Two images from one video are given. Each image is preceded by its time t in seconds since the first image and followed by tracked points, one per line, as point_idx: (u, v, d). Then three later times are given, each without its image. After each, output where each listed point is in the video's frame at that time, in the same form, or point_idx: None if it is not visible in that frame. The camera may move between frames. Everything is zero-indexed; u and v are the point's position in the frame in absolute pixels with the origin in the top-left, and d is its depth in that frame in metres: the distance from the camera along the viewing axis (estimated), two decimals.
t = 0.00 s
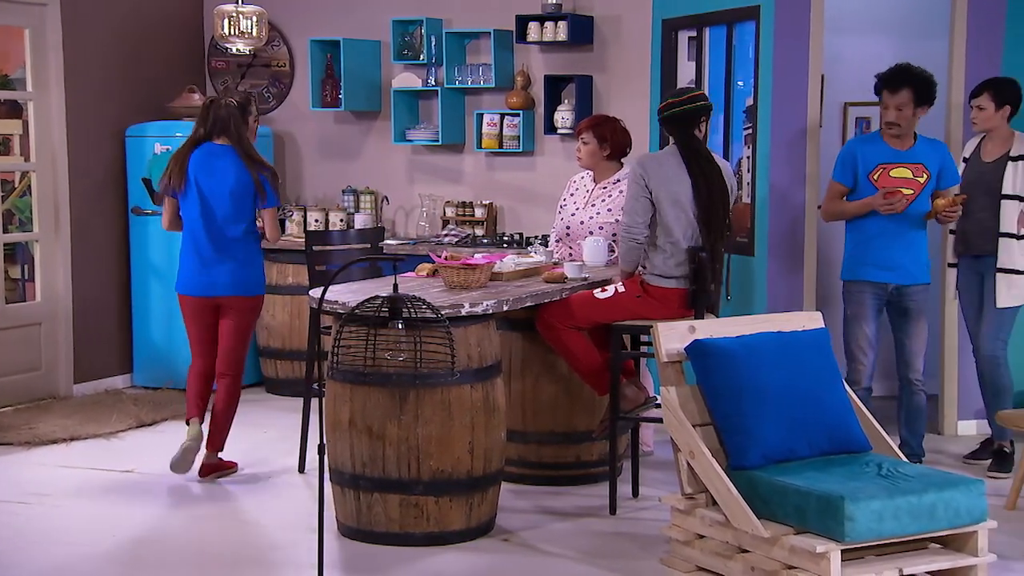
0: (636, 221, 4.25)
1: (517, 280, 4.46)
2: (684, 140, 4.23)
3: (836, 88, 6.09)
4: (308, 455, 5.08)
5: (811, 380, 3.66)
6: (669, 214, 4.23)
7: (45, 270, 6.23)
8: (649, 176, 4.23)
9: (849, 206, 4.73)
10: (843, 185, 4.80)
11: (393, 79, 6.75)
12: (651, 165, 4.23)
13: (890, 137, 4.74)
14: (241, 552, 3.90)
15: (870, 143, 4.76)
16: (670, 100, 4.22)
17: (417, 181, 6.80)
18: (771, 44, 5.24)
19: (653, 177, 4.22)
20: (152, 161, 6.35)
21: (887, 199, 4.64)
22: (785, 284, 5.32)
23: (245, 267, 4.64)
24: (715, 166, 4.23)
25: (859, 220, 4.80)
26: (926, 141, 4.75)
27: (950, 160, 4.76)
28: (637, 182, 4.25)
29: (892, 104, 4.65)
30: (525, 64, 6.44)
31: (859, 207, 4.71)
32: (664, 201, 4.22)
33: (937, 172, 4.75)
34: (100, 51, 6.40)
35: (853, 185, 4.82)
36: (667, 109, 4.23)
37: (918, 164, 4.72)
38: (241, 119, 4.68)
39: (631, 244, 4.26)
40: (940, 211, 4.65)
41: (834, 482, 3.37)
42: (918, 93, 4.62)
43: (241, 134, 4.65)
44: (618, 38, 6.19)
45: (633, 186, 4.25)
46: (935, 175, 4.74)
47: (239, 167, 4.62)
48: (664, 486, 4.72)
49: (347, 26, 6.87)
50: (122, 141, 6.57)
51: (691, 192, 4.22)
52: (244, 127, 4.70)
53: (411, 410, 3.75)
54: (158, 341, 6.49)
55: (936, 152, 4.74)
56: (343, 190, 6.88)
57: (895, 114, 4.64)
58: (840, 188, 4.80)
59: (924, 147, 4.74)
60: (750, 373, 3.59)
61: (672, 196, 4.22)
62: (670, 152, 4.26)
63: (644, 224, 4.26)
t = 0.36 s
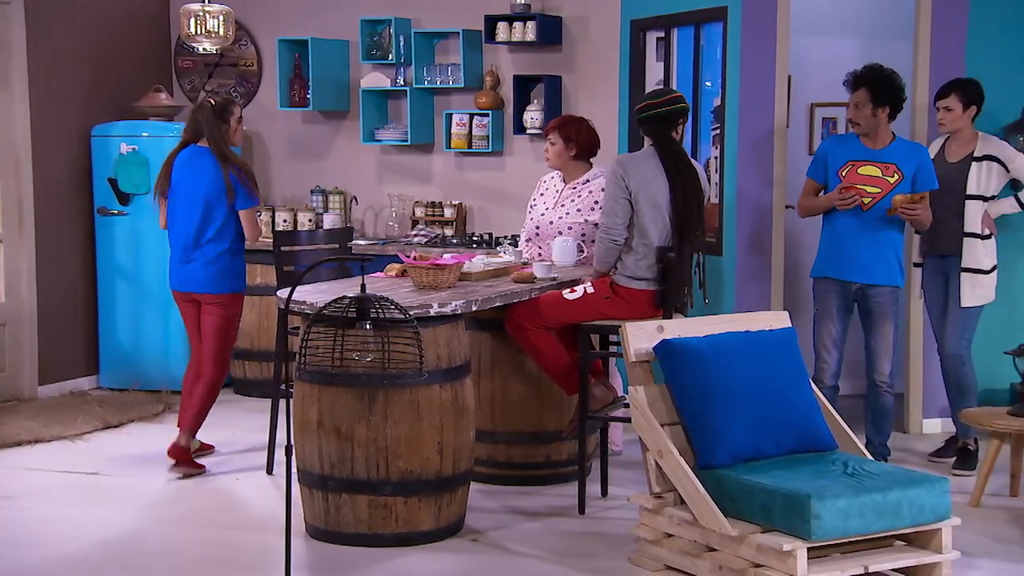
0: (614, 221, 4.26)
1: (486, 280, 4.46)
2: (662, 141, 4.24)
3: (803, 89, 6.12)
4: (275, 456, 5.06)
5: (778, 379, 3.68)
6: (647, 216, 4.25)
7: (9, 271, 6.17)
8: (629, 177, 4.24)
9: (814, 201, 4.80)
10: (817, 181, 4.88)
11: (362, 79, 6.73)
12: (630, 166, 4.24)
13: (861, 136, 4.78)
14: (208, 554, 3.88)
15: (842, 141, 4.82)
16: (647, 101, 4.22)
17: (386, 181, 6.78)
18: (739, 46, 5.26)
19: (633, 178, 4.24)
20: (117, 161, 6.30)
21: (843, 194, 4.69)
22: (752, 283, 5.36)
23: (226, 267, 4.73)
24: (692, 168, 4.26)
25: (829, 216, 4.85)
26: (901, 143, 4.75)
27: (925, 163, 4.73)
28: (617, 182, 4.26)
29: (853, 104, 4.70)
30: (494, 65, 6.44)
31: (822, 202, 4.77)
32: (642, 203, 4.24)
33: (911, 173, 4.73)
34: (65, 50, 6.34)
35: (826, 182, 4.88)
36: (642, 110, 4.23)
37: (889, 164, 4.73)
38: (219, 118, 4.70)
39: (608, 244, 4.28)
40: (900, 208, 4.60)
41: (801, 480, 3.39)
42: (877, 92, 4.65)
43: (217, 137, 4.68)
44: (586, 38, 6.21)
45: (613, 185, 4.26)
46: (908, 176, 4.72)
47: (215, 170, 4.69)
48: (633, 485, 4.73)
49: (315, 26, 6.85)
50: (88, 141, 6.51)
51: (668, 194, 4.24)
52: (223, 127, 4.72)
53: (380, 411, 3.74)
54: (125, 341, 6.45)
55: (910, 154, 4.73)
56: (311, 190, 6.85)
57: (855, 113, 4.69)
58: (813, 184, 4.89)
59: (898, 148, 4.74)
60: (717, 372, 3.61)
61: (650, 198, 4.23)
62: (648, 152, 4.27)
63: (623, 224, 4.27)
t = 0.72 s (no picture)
0: (586, 221, 4.26)
1: (457, 280, 4.46)
2: (634, 143, 4.26)
3: (771, 90, 6.16)
4: (244, 458, 5.04)
5: (747, 378, 3.70)
6: (619, 217, 4.24)
7: None
8: (601, 178, 4.24)
9: (807, 211, 4.62)
10: (800, 190, 4.68)
11: (332, 79, 6.71)
12: (602, 167, 4.25)
13: (850, 145, 4.59)
14: (177, 557, 3.85)
15: (829, 149, 4.62)
16: (620, 103, 4.23)
17: (357, 181, 6.76)
18: (708, 47, 5.29)
19: (605, 179, 4.24)
20: (84, 161, 6.25)
21: (843, 210, 4.52)
22: (722, 283, 5.39)
23: (225, 260, 4.99)
24: (664, 170, 4.27)
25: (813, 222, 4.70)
26: (882, 146, 4.62)
27: (903, 161, 4.66)
28: (589, 184, 4.25)
29: (863, 115, 4.48)
30: (464, 65, 6.43)
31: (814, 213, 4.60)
32: (615, 204, 4.24)
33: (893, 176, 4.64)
34: (31, 48, 6.29)
35: (810, 189, 4.69)
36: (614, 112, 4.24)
37: (876, 170, 4.59)
38: (213, 119, 4.92)
39: (579, 245, 4.28)
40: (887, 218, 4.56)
41: (770, 480, 3.40)
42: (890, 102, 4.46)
43: (208, 137, 4.92)
44: (556, 39, 6.21)
45: (585, 186, 4.25)
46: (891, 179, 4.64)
47: (205, 167, 4.95)
48: (603, 485, 4.74)
49: (285, 25, 6.82)
50: (54, 140, 6.46)
51: (639, 196, 4.24)
52: (217, 126, 4.93)
53: (350, 412, 3.73)
54: (92, 343, 6.40)
55: (892, 156, 4.63)
56: (281, 190, 6.82)
57: (865, 124, 4.48)
58: (796, 192, 4.68)
59: (881, 151, 4.61)
60: (687, 371, 3.62)
61: (623, 198, 4.23)
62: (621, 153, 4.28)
63: (595, 226, 4.27)
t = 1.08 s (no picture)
0: (561, 224, 4.25)
1: (427, 280, 4.45)
2: (605, 143, 4.26)
3: (741, 90, 6.19)
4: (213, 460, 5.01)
5: (717, 378, 3.72)
6: (593, 217, 4.25)
7: None
8: (576, 179, 4.23)
9: (797, 226, 4.38)
10: (780, 206, 4.44)
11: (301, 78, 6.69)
12: (575, 168, 4.24)
13: (830, 158, 4.39)
14: (144, 560, 3.83)
15: (811, 162, 4.39)
16: (588, 104, 4.22)
17: (327, 181, 6.74)
18: (678, 47, 5.31)
19: (580, 179, 4.23)
20: (51, 162, 6.19)
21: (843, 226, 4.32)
22: (692, 282, 5.42)
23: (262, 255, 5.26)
24: (635, 171, 4.28)
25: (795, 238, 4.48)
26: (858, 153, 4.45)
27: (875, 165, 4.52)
28: (565, 186, 4.24)
29: (851, 127, 4.27)
30: (434, 65, 6.43)
31: (806, 227, 4.36)
32: (590, 204, 4.24)
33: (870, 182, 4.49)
34: None
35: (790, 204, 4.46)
36: (581, 113, 4.24)
37: (857, 180, 4.42)
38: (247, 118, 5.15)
39: (555, 247, 4.26)
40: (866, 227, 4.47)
41: (739, 479, 3.42)
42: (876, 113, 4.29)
43: (245, 134, 5.12)
44: (526, 39, 6.22)
45: (559, 188, 4.24)
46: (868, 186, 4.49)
47: (239, 167, 5.14)
48: (574, 484, 4.75)
49: (254, 25, 6.79)
50: (20, 141, 6.40)
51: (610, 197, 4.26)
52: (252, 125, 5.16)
53: (320, 413, 3.71)
54: (59, 344, 6.35)
55: (867, 163, 4.48)
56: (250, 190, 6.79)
57: (854, 136, 4.28)
58: (779, 209, 4.44)
59: (857, 160, 4.45)
60: (657, 371, 3.63)
61: (597, 200, 4.24)
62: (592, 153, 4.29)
63: (570, 228, 4.27)
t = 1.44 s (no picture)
0: (532, 226, 4.23)
1: (396, 281, 4.44)
2: (573, 144, 4.27)
3: (709, 91, 6.21)
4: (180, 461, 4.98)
5: (686, 378, 3.73)
6: (563, 218, 4.26)
7: None
8: (546, 180, 4.22)
9: (816, 227, 3.91)
10: (794, 203, 3.97)
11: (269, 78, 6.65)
12: (544, 170, 4.23)
13: (850, 157, 3.95)
14: (109, 562, 3.80)
15: (831, 158, 3.95)
16: (556, 105, 4.23)
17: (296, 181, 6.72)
18: (646, 48, 5.32)
19: (550, 181, 4.22)
20: (14, 161, 6.12)
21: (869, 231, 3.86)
22: (661, 282, 5.45)
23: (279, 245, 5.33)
24: (603, 172, 4.29)
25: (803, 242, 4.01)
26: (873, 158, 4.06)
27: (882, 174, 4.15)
28: (535, 188, 4.22)
29: (882, 125, 3.86)
30: (403, 65, 6.41)
31: (822, 228, 3.90)
32: (561, 205, 4.24)
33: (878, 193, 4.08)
34: None
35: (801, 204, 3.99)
36: (548, 114, 4.24)
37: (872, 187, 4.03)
38: (269, 118, 5.10)
39: (526, 250, 4.25)
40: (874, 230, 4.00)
41: (706, 477, 3.43)
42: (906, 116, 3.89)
43: (266, 136, 5.11)
44: (496, 40, 6.22)
45: (530, 191, 4.22)
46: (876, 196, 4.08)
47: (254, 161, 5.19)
48: (543, 484, 4.75)
49: (221, 24, 6.75)
50: None
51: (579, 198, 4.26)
52: (274, 127, 5.11)
53: (288, 414, 3.70)
54: (23, 345, 6.29)
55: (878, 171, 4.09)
56: (218, 190, 6.75)
57: (883, 136, 3.87)
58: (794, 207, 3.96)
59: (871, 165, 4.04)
60: (626, 371, 3.63)
61: (568, 203, 4.24)
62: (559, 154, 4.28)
63: (542, 231, 4.25)
